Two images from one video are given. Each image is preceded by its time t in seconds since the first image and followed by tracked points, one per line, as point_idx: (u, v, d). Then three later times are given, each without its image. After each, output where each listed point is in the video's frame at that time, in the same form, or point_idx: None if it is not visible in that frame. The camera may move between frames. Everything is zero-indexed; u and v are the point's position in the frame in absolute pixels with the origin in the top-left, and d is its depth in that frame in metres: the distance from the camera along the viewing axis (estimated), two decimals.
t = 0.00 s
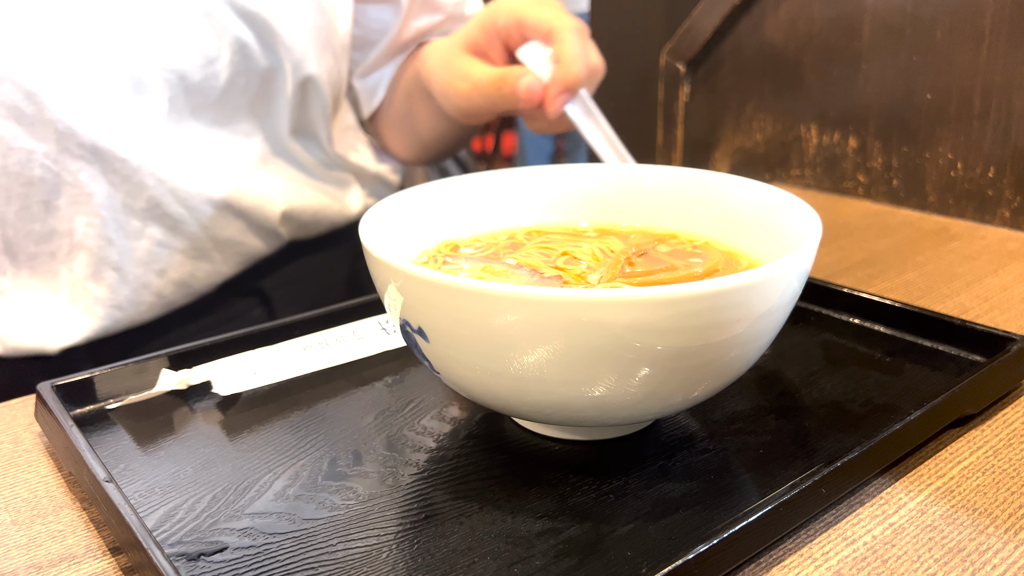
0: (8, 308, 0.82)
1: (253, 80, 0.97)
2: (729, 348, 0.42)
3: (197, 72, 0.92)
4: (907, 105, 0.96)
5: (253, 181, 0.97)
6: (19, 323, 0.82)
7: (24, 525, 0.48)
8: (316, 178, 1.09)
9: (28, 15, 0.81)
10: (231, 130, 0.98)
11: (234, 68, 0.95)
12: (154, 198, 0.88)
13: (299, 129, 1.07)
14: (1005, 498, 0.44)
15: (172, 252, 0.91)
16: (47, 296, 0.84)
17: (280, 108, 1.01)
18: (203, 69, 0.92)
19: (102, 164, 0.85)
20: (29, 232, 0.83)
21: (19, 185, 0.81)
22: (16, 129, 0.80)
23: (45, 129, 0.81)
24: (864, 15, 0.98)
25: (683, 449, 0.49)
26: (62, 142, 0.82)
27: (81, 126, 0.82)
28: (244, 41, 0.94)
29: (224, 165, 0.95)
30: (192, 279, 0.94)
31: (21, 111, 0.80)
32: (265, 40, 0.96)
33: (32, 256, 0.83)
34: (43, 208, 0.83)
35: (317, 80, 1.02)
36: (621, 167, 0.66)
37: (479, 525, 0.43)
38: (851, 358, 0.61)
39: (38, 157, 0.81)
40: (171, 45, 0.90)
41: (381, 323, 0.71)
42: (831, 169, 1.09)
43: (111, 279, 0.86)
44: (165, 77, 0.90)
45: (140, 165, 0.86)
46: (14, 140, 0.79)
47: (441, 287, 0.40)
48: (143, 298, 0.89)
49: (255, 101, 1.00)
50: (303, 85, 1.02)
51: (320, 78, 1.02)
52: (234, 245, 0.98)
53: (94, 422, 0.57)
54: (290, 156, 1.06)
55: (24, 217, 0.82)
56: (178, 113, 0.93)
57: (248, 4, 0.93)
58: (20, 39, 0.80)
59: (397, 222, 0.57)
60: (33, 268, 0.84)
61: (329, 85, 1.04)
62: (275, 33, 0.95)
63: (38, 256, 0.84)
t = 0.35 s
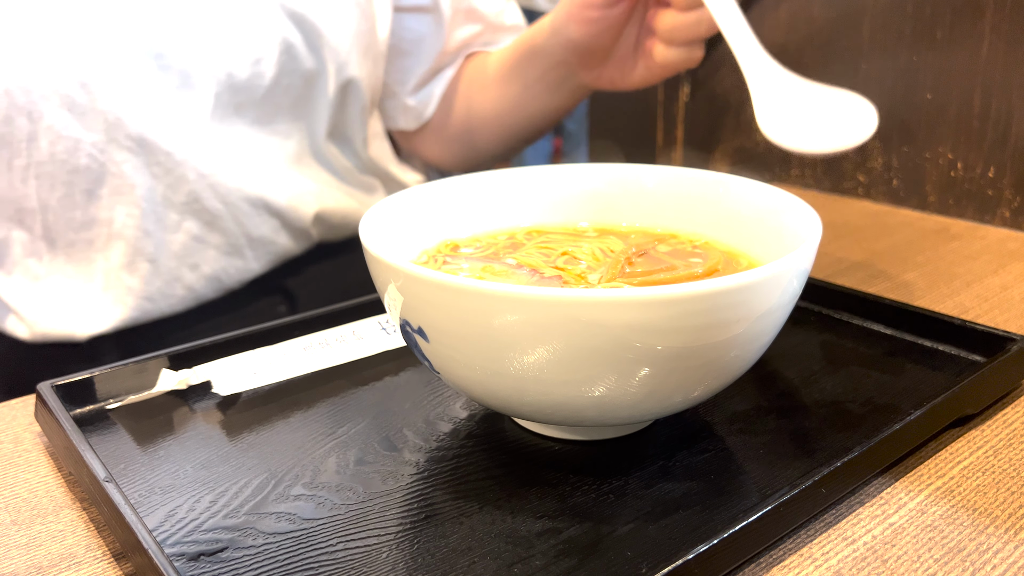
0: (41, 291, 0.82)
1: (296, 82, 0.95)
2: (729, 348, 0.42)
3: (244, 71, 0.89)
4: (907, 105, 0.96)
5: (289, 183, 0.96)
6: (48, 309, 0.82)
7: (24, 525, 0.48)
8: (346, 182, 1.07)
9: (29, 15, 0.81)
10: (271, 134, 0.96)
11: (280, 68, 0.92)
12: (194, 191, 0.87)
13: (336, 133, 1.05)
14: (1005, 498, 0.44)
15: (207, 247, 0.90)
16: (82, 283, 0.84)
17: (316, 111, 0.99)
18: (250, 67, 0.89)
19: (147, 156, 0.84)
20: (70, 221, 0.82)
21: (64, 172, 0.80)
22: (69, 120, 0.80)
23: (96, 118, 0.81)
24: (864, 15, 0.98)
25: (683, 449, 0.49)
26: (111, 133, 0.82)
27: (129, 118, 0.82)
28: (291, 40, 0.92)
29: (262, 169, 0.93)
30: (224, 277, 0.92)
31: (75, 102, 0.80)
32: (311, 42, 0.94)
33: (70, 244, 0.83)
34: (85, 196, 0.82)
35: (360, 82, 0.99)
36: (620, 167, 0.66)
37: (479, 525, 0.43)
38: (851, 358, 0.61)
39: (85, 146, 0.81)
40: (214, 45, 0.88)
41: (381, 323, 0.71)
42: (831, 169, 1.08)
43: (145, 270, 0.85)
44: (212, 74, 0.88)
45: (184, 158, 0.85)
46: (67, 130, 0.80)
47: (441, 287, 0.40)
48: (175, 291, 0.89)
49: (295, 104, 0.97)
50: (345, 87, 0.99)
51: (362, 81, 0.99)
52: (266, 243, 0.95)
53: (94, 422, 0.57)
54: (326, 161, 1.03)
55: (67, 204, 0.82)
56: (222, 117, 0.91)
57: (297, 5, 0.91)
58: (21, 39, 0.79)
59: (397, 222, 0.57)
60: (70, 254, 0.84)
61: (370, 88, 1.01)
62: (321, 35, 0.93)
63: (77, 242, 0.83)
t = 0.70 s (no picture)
0: (86, 281, 0.84)
1: (353, 97, 0.93)
2: (728, 348, 0.42)
3: (306, 83, 0.88)
4: (908, 105, 0.96)
5: (337, 198, 0.94)
6: (87, 300, 0.83)
7: (25, 525, 0.48)
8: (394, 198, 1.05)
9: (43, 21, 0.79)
10: (322, 150, 0.94)
11: (339, 83, 0.90)
12: (246, 201, 0.87)
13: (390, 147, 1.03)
14: (1005, 498, 0.44)
15: (252, 255, 0.90)
16: (127, 278, 0.85)
17: (375, 130, 0.97)
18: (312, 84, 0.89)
19: (204, 164, 0.83)
20: (123, 219, 0.83)
21: (125, 173, 0.81)
22: (135, 126, 0.80)
23: (162, 125, 0.81)
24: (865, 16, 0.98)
25: (683, 449, 0.49)
26: (173, 141, 0.81)
27: (191, 126, 0.82)
28: (353, 57, 0.90)
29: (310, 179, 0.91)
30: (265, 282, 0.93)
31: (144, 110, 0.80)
32: (372, 60, 0.92)
33: (121, 240, 0.84)
34: (142, 198, 0.83)
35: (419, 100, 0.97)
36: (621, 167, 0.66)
37: (479, 525, 0.43)
38: (852, 358, 0.61)
39: (147, 151, 0.81)
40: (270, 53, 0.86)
41: (382, 323, 0.71)
42: (830, 170, 1.10)
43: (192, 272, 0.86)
44: (272, 84, 0.86)
45: (241, 167, 0.84)
46: (134, 132, 0.80)
47: (443, 287, 0.40)
48: (217, 293, 0.89)
49: (351, 120, 0.95)
50: (403, 106, 0.97)
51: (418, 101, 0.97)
52: (307, 255, 0.96)
53: (94, 422, 0.57)
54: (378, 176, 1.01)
55: (121, 202, 0.82)
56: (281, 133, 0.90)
57: (361, 22, 0.89)
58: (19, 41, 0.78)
59: (397, 222, 0.57)
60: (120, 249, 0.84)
61: (428, 106, 1.00)
62: (384, 53, 0.91)
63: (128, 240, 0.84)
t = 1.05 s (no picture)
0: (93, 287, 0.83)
1: (365, 113, 0.95)
2: (729, 348, 0.42)
3: (320, 99, 0.90)
4: (908, 105, 0.97)
5: (346, 212, 0.95)
6: (88, 302, 0.83)
7: (24, 525, 0.48)
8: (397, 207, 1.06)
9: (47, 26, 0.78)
10: (332, 163, 0.96)
11: (354, 97, 0.92)
12: (253, 214, 0.87)
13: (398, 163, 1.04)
14: (1005, 498, 0.44)
15: (255, 266, 0.90)
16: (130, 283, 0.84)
17: (384, 146, 0.99)
18: (325, 96, 0.90)
19: (214, 176, 0.84)
20: (128, 225, 0.83)
21: (132, 182, 0.81)
22: (145, 135, 0.81)
23: (173, 136, 0.81)
24: (865, 17, 0.98)
25: (683, 449, 0.49)
26: (184, 152, 0.82)
27: (202, 136, 0.82)
28: (368, 73, 0.92)
29: (317, 193, 0.92)
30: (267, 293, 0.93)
31: (153, 117, 0.80)
32: (387, 77, 0.94)
33: (126, 244, 0.84)
34: (148, 206, 0.83)
35: (431, 118, 0.99)
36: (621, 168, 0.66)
37: (479, 525, 0.43)
38: (852, 358, 0.61)
39: (155, 160, 0.81)
40: (282, 66, 0.87)
41: (382, 323, 0.71)
42: (831, 169, 1.10)
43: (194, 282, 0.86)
44: (285, 98, 0.88)
45: (251, 179, 0.86)
46: (144, 141, 0.81)
47: (443, 288, 0.40)
48: (218, 303, 0.89)
49: (362, 133, 0.98)
50: (415, 124, 0.99)
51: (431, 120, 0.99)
52: (312, 268, 0.96)
53: (94, 422, 0.57)
54: (386, 191, 1.03)
55: (128, 209, 0.82)
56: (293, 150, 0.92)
57: (379, 39, 0.91)
58: (20, 42, 0.78)
59: (398, 220, 0.57)
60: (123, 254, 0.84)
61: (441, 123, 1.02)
62: (399, 69, 0.94)
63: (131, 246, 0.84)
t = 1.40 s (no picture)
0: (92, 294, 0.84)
1: (366, 115, 0.94)
2: (729, 348, 0.42)
3: (319, 102, 0.90)
4: (909, 105, 0.97)
5: (346, 215, 0.95)
6: (87, 308, 0.84)
7: (24, 525, 0.48)
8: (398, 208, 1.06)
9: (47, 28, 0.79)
10: (333, 166, 0.95)
11: (353, 101, 0.92)
12: (253, 219, 0.87)
13: (400, 165, 1.04)
14: (1005, 498, 0.44)
15: (254, 271, 0.90)
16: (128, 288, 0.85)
17: (385, 149, 0.98)
18: (325, 98, 0.90)
19: (213, 181, 0.84)
20: (125, 231, 0.83)
21: (128, 187, 0.81)
22: (142, 140, 0.80)
23: (171, 140, 0.81)
24: (865, 17, 0.98)
25: (683, 449, 0.49)
26: (181, 156, 0.82)
27: (200, 141, 0.82)
28: (368, 75, 0.91)
29: (316, 196, 0.92)
30: (266, 297, 0.92)
31: (150, 121, 0.80)
32: (386, 79, 0.93)
33: (123, 250, 0.84)
34: (144, 212, 0.83)
35: (429, 120, 0.98)
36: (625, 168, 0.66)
37: (479, 525, 0.43)
38: (853, 358, 0.61)
39: (153, 165, 0.81)
40: (281, 69, 0.86)
41: (382, 323, 0.71)
42: (831, 168, 1.10)
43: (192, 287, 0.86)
44: (283, 101, 0.88)
45: (250, 184, 0.86)
46: (141, 146, 0.80)
47: (443, 288, 0.40)
48: (217, 307, 0.89)
49: (362, 137, 0.97)
50: (415, 126, 0.99)
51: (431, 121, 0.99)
52: (313, 272, 0.96)
53: (94, 423, 0.57)
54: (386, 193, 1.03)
55: (124, 214, 0.82)
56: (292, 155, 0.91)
57: (379, 41, 0.91)
58: (19, 45, 0.78)
59: (398, 220, 0.57)
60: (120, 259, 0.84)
61: (442, 124, 1.01)
62: (399, 71, 0.93)
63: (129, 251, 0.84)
